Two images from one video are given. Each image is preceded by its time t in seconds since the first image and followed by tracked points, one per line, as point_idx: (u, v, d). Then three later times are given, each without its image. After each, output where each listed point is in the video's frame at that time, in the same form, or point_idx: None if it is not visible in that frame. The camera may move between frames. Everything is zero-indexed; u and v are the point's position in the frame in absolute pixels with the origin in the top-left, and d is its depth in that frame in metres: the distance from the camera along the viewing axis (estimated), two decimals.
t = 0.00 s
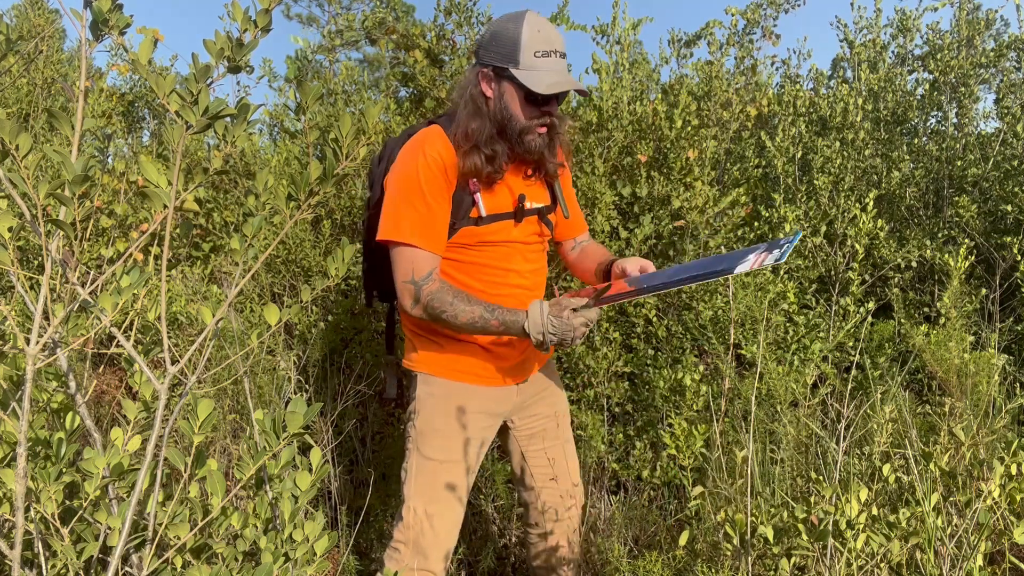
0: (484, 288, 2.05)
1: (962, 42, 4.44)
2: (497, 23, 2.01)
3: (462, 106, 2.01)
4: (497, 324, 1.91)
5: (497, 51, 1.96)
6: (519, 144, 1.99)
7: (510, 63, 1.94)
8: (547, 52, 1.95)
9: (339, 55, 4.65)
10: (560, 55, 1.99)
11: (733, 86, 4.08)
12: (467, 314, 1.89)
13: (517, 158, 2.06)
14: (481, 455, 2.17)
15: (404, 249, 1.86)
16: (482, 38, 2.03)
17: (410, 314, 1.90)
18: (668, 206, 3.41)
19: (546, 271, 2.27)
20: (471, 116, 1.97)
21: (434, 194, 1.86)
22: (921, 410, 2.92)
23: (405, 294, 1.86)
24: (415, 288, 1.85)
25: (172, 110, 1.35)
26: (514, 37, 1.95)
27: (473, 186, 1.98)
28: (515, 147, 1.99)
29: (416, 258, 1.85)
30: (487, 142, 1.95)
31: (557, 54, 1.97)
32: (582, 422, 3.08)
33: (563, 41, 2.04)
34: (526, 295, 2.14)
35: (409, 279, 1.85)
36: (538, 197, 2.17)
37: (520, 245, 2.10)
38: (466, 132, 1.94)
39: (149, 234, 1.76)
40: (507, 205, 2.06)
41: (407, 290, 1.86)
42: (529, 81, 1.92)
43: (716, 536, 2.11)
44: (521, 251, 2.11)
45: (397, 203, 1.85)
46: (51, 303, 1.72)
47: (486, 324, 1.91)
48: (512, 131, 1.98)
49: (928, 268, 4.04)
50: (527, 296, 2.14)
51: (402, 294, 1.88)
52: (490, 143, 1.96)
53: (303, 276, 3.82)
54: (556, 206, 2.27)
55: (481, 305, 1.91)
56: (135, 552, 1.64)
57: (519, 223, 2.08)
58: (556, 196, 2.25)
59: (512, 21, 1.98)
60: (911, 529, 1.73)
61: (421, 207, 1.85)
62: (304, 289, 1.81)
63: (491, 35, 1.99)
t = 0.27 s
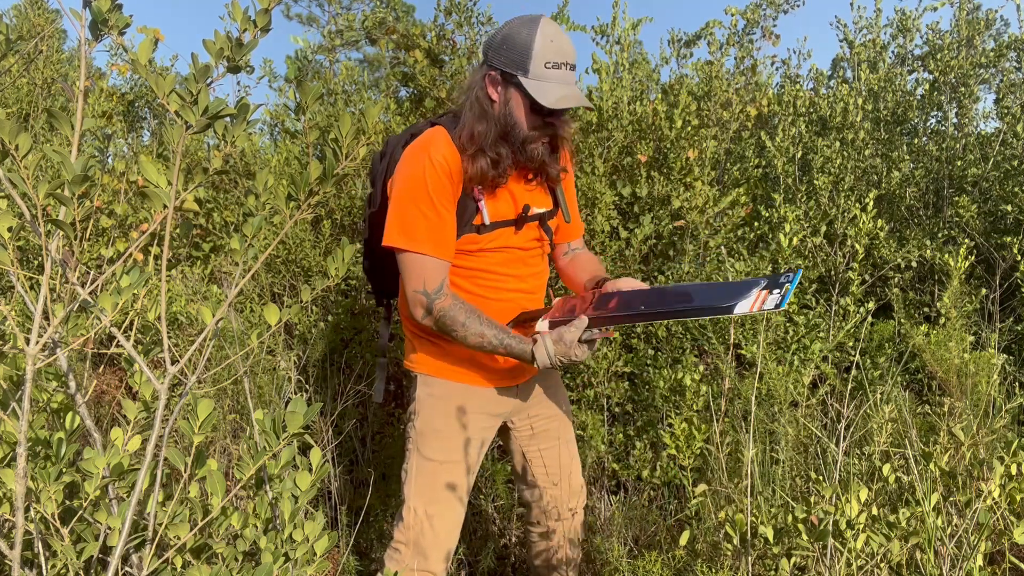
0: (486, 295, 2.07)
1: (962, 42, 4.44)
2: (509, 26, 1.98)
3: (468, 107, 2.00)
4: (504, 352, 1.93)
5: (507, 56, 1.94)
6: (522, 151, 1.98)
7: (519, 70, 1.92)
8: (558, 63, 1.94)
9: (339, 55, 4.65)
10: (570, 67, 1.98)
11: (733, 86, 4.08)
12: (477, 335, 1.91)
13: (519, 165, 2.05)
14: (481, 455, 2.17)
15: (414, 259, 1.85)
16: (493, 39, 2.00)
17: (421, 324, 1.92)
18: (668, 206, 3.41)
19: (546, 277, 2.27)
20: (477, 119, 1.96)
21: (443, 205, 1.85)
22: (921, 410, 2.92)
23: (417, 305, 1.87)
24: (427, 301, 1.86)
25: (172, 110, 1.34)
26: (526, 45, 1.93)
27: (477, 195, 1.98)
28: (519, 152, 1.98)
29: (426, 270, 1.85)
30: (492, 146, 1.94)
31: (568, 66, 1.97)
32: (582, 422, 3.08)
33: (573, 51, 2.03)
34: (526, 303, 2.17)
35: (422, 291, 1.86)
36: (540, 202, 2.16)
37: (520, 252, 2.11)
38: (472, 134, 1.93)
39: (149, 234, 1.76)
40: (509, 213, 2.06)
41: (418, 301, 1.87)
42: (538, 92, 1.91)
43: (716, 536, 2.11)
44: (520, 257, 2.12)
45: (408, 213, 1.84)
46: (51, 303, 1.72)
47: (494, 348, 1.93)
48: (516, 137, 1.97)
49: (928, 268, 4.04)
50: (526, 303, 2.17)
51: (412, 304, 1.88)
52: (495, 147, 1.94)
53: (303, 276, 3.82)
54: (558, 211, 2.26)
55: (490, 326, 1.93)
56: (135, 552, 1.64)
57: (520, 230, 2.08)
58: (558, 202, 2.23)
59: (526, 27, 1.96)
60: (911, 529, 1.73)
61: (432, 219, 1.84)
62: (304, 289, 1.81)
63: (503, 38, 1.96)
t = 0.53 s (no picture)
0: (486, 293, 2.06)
1: (962, 42, 4.44)
2: (514, 22, 1.98)
3: (473, 102, 2.01)
4: (503, 345, 1.92)
5: (512, 52, 1.94)
6: (526, 147, 1.99)
7: (523, 66, 1.93)
8: (561, 60, 1.94)
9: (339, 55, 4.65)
10: (574, 64, 1.98)
11: (733, 86, 4.08)
12: (477, 328, 1.90)
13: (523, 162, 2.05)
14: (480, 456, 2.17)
15: (415, 252, 1.84)
16: (497, 34, 2.01)
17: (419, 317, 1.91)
18: (668, 206, 3.41)
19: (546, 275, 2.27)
20: (481, 113, 1.97)
21: (445, 197, 1.85)
22: (921, 410, 2.92)
23: (417, 298, 1.86)
24: (428, 293, 1.85)
25: (172, 110, 1.34)
26: (530, 41, 1.93)
27: (480, 189, 1.98)
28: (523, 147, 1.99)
29: (427, 261, 1.84)
30: (497, 141, 1.94)
31: (571, 63, 1.97)
32: (582, 422, 3.08)
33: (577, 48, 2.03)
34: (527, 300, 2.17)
35: (422, 283, 1.85)
36: (542, 199, 2.16)
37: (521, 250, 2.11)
38: (476, 129, 1.94)
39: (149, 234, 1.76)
40: (512, 208, 2.05)
41: (417, 293, 1.86)
42: (541, 88, 1.91)
43: (716, 536, 2.11)
44: (521, 255, 2.12)
45: (410, 204, 1.83)
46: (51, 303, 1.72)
47: (494, 342, 1.92)
48: (519, 133, 1.97)
49: (928, 268, 4.04)
50: (527, 301, 2.17)
51: (412, 296, 1.87)
52: (500, 142, 1.95)
53: (303, 276, 3.83)
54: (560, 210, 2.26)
55: (491, 321, 1.92)
56: (135, 552, 1.64)
57: (522, 226, 2.08)
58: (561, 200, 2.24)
59: (530, 24, 1.96)
60: (911, 529, 1.73)
61: (435, 211, 1.84)
62: (304, 289, 1.81)
63: (508, 34, 1.96)
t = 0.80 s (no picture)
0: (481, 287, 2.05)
1: (962, 42, 4.44)
2: (529, 18, 1.99)
3: (478, 94, 2.01)
4: (481, 341, 1.86)
5: (522, 48, 1.95)
6: (528, 143, 2.00)
7: (530, 62, 1.93)
8: (569, 59, 1.94)
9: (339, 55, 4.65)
10: (582, 65, 1.98)
11: (733, 86, 4.08)
12: (456, 320, 1.86)
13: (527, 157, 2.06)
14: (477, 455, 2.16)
15: (410, 235, 1.83)
16: (511, 29, 2.00)
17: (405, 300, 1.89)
18: (668, 206, 3.41)
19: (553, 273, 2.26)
20: (487, 106, 1.97)
21: (450, 184, 1.84)
22: (921, 410, 2.92)
23: (405, 279, 1.84)
24: (415, 277, 1.83)
25: (172, 110, 1.34)
26: (541, 38, 1.93)
27: (494, 176, 1.99)
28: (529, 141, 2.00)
29: (422, 246, 1.83)
30: (505, 134, 1.95)
31: (580, 64, 1.97)
32: (582, 422, 3.09)
33: (589, 49, 2.03)
34: (523, 301, 2.12)
35: (411, 266, 1.83)
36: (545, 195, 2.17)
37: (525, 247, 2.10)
38: (483, 120, 1.95)
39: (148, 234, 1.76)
40: (519, 200, 2.06)
41: (406, 276, 1.84)
42: (544, 86, 1.93)
43: (716, 536, 2.11)
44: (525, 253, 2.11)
45: (411, 186, 1.83)
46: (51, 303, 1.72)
47: (471, 336, 1.87)
48: (524, 127, 1.98)
49: (928, 268, 4.04)
50: (523, 302, 2.13)
51: (401, 278, 1.85)
52: (507, 135, 1.95)
53: (303, 276, 3.83)
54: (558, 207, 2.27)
55: (473, 315, 1.87)
56: (135, 552, 1.64)
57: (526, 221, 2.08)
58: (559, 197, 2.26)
59: (543, 21, 1.96)
60: (911, 529, 1.73)
61: (436, 197, 1.82)
62: (304, 289, 1.81)
63: (520, 30, 1.97)
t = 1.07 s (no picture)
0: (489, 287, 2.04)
1: (962, 42, 4.44)
2: (530, 18, 2.00)
3: (484, 95, 2.02)
4: (488, 337, 1.79)
5: (522, 47, 1.96)
6: (533, 142, 2.00)
7: (530, 60, 1.94)
8: (569, 55, 1.94)
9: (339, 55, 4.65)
10: (583, 61, 1.98)
11: (733, 86, 4.08)
12: (463, 315, 1.80)
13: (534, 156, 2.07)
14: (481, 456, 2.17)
15: (417, 233, 1.83)
16: (513, 30, 2.02)
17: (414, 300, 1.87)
18: (668, 206, 3.41)
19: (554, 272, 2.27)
20: (494, 107, 1.98)
21: (458, 179, 1.85)
22: (921, 410, 2.92)
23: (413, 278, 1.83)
24: (423, 274, 1.82)
25: (172, 110, 1.34)
26: (540, 36, 1.94)
27: (500, 174, 2.01)
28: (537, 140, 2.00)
29: (429, 243, 1.82)
30: (512, 133, 1.96)
31: (580, 59, 1.97)
32: (582, 422, 3.09)
33: (590, 45, 2.03)
34: (527, 301, 2.11)
35: (419, 263, 1.82)
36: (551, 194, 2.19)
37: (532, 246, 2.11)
38: (491, 121, 1.96)
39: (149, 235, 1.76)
40: (525, 198, 2.07)
41: (415, 274, 1.83)
42: (544, 82, 1.93)
43: (716, 536, 2.11)
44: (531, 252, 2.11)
45: (417, 184, 1.83)
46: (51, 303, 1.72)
47: (478, 332, 1.80)
48: (532, 126, 1.99)
49: (928, 268, 4.04)
50: (528, 300, 2.11)
51: (409, 277, 1.84)
52: (515, 134, 1.97)
53: (303, 276, 3.83)
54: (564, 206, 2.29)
55: (480, 311, 1.82)
56: (135, 552, 1.64)
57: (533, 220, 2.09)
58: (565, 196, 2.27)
59: (543, 19, 1.97)
60: (911, 529, 1.73)
61: (441, 194, 1.82)
62: (304, 289, 1.81)
63: (521, 30, 1.98)
